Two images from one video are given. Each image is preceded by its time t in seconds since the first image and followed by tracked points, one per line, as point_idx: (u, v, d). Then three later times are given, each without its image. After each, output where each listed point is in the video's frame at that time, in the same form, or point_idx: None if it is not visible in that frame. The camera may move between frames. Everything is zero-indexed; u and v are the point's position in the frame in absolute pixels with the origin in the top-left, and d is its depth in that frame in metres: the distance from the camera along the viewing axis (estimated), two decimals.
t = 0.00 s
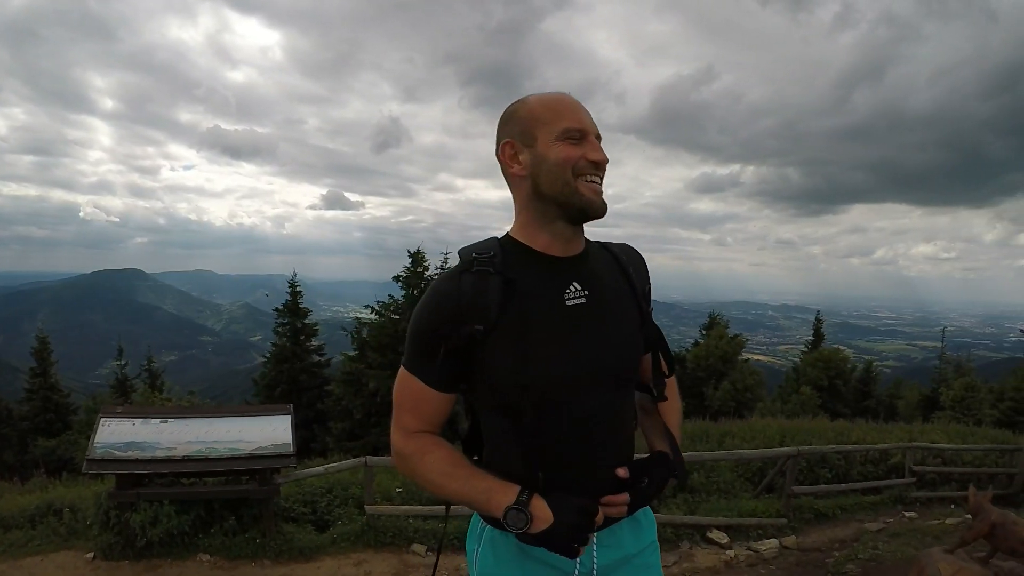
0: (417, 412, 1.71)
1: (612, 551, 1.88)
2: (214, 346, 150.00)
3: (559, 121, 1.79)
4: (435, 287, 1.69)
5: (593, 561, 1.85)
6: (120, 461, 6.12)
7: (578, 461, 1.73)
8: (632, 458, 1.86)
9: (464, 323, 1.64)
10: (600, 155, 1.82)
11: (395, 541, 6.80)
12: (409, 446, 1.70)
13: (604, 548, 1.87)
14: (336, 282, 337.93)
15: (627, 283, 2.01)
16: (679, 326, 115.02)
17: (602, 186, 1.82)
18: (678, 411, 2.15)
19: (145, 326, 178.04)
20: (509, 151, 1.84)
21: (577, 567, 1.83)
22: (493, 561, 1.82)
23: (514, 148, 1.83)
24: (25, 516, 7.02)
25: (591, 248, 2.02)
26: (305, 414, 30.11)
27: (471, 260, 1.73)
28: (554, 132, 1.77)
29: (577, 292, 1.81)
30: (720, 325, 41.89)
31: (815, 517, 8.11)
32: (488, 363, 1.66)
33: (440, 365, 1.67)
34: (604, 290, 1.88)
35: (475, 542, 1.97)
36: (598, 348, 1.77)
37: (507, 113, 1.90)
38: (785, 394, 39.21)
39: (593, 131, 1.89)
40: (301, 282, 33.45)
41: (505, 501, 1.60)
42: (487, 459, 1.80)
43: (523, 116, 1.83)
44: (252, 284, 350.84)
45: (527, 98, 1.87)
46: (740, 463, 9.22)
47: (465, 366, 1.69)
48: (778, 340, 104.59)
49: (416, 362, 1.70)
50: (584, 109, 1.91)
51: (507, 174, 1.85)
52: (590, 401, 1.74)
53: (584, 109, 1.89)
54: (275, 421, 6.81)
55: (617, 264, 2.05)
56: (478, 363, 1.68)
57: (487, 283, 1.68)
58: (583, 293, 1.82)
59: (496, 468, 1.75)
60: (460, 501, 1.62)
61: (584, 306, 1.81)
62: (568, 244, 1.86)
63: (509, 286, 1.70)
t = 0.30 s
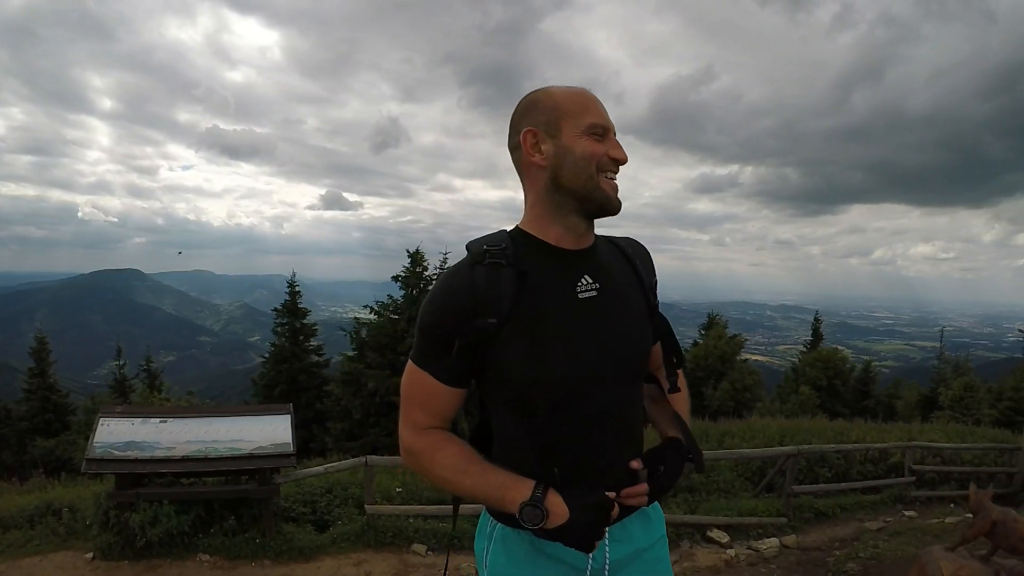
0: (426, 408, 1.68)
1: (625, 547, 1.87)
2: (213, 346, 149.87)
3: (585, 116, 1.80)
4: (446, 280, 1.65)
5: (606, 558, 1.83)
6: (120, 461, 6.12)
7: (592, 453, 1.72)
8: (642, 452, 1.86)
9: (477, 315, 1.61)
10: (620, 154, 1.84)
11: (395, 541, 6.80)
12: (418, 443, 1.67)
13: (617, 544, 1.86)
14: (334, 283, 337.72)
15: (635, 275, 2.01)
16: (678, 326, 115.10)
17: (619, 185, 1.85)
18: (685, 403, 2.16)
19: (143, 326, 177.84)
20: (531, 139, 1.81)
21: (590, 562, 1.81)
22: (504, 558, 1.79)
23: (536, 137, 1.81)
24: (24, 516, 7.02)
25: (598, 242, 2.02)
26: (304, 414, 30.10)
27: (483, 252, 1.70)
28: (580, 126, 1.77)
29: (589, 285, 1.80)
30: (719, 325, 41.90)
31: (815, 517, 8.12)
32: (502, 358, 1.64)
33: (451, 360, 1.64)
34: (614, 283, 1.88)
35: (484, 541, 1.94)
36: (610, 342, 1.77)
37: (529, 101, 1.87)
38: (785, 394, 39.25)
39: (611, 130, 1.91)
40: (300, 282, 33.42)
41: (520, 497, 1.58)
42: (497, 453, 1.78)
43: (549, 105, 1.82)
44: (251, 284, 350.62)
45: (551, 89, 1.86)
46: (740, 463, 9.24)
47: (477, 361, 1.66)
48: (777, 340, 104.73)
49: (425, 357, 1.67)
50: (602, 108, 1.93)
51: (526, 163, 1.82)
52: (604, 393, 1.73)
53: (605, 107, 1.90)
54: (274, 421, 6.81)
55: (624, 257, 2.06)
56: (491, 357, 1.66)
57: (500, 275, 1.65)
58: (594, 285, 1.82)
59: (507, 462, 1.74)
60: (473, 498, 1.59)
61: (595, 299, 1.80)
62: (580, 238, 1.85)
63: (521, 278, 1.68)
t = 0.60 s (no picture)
0: (433, 403, 1.65)
1: (633, 541, 1.86)
2: (209, 346, 149.38)
3: (605, 115, 1.79)
4: (455, 274, 1.63)
5: (615, 552, 1.82)
6: (117, 461, 6.09)
7: (601, 448, 1.73)
8: (645, 443, 1.88)
9: (487, 311, 1.59)
10: (633, 156, 1.84)
11: (394, 540, 6.79)
12: (424, 440, 1.65)
13: (625, 538, 1.85)
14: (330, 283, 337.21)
15: (637, 270, 2.02)
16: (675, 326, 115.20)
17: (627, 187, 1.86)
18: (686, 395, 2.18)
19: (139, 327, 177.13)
20: (548, 130, 1.78)
21: (598, 558, 1.79)
22: (512, 556, 1.77)
23: (553, 129, 1.79)
24: (21, 517, 7.00)
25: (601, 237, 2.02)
26: (301, 414, 30.03)
27: (491, 246, 1.67)
28: (598, 124, 1.77)
29: (596, 279, 1.81)
30: (716, 325, 41.96)
31: (813, 515, 8.15)
32: (510, 353, 1.62)
33: (457, 357, 1.62)
34: (620, 277, 1.89)
35: (489, 538, 1.93)
36: (617, 336, 1.77)
37: (548, 92, 1.85)
38: (781, 393, 39.38)
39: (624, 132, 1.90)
40: (297, 281, 33.34)
41: (531, 493, 1.57)
42: (502, 449, 1.76)
43: (571, 98, 1.80)
44: (247, 284, 349.74)
45: (571, 82, 1.84)
46: (738, 461, 9.27)
47: (486, 357, 1.64)
48: (774, 340, 105.12)
49: (433, 351, 1.65)
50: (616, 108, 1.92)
51: (542, 154, 1.80)
52: (612, 389, 1.73)
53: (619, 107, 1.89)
54: (272, 421, 6.79)
55: (626, 251, 2.07)
56: (499, 352, 1.64)
57: (508, 269, 1.63)
58: (601, 280, 1.82)
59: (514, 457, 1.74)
60: (481, 493, 1.58)
61: (603, 294, 1.80)
62: (586, 234, 1.85)
63: (529, 272, 1.66)
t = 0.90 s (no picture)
0: (436, 403, 1.64)
1: (640, 538, 1.86)
2: (203, 347, 148.69)
3: (619, 115, 1.80)
4: (462, 272, 1.62)
5: (623, 547, 1.82)
6: (114, 462, 6.06)
7: (605, 448, 1.73)
8: (647, 439, 1.89)
9: (498, 309, 1.58)
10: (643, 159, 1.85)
11: (391, 540, 6.78)
12: (428, 439, 1.64)
13: (633, 535, 1.85)
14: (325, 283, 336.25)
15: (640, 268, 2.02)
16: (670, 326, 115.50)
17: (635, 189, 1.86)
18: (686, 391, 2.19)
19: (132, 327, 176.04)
20: (562, 126, 1.77)
21: (606, 554, 1.79)
22: (519, 555, 1.76)
23: (568, 126, 1.77)
24: (15, 519, 6.96)
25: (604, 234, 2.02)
26: (296, 415, 29.94)
27: (499, 245, 1.66)
28: (612, 125, 1.76)
29: (603, 277, 1.81)
30: (712, 324, 42.10)
31: (809, 514, 8.18)
32: (519, 353, 1.61)
33: (462, 356, 1.61)
34: (624, 275, 1.89)
35: (496, 539, 1.92)
36: (622, 334, 1.77)
37: (563, 88, 1.83)
38: (776, 393, 39.58)
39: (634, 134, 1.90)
40: (292, 281, 33.22)
41: (537, 492, 1.58)
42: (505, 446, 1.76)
43: (586, 96, 1.79)
44: (241, 284, 348.33)
45: (585, 81, 1.83)
46: (734, 461, 9.30)
47: (492, 356, 1.63)
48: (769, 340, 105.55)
49: (437, 349, 1.63)
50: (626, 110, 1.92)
51: (554, 150, 1.78)
52: (619, 387, 1.73)
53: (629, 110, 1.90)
54: (269, 421, 6.76)
55: (628, 249, 2.07)
56: (507, 350, 1.63)
57: (518, 268, 1.62)
58: (607, 279, 1.82)
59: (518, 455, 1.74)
60: (486, 492, 1.58)
61: (609, 293, 1.80)
62: (593, 234, 1.85)
63: (537, 272, 1.66)
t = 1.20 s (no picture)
0: (440, 404, 1.64)
1: (643, 536, 1.87)
2: (196, 347, 147.80)
3: (625, 120, 1.80)
4: (468, 274, 1.61)
5: (626, 546, 1.83)
6: (109, 463, 6.01)
7: (607, 449, 1.73)
8: (647, 439, 1.90)
9: (504, 311, 1.58)
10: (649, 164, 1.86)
11: (387, 541, 6.76)
12: (430, 440, 1.63)
13: (636, 533, 1.86)
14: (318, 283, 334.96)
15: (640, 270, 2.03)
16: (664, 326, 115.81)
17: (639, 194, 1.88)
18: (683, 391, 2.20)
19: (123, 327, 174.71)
20: (571, 129, 1.76)
21: (609, 553, 1.80)
22: (523, 554, 1.76)
23: (576, 129, 1.76)
24: (9, 522, 6.91)
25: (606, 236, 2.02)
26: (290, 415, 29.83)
27: (505, 247, 1.65)
28: (619, 131, 1.77)
29: (607, 280, 1.82)
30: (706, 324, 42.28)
31: (804, 513, 8.22)
32: (524, 354, 1.61)
33: (466, 357, 1.61)
34: (626, 278, 1.90)
35: (498, 539, 1.92)
36: (626, 337, 1.77)
37: (571, 91, 1.83)
38: (770, 392, 39.81)
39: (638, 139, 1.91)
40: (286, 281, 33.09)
41: (540, 492, 1.59)
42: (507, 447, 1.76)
43: (594, 100, 1.79)
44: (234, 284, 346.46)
45: (592, 84, 1.83)
46: (728, 460, 9.34)
47: (496, 357, 1.62)
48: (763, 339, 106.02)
49: (441, 351, 1.62)
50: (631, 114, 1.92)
51: (562, 153, 1.77)
52: (622, 388, 1.74)
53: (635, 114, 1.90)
54: (265, 422, 6.73)
55: (629, 251, 2.07)
56: (512, 352, 1.62)
57: (524, 270, 1.62)
58: (611, 282, 1.82)
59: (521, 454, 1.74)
60: (487, 493, 1.59)
61: (613, 295, 1.80)
62: (596, 237, 1.86)
63: (544, 275, 1.65)
